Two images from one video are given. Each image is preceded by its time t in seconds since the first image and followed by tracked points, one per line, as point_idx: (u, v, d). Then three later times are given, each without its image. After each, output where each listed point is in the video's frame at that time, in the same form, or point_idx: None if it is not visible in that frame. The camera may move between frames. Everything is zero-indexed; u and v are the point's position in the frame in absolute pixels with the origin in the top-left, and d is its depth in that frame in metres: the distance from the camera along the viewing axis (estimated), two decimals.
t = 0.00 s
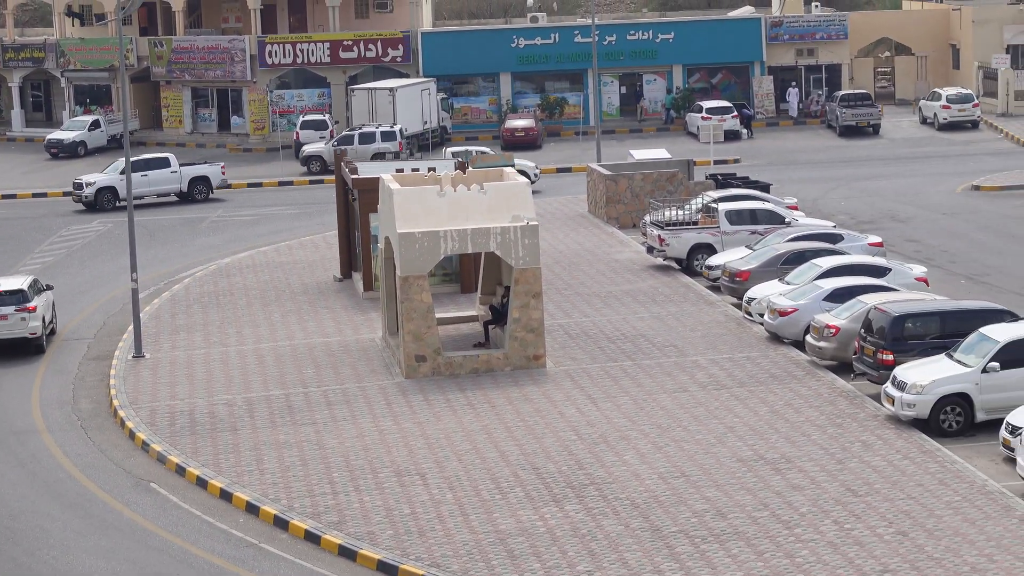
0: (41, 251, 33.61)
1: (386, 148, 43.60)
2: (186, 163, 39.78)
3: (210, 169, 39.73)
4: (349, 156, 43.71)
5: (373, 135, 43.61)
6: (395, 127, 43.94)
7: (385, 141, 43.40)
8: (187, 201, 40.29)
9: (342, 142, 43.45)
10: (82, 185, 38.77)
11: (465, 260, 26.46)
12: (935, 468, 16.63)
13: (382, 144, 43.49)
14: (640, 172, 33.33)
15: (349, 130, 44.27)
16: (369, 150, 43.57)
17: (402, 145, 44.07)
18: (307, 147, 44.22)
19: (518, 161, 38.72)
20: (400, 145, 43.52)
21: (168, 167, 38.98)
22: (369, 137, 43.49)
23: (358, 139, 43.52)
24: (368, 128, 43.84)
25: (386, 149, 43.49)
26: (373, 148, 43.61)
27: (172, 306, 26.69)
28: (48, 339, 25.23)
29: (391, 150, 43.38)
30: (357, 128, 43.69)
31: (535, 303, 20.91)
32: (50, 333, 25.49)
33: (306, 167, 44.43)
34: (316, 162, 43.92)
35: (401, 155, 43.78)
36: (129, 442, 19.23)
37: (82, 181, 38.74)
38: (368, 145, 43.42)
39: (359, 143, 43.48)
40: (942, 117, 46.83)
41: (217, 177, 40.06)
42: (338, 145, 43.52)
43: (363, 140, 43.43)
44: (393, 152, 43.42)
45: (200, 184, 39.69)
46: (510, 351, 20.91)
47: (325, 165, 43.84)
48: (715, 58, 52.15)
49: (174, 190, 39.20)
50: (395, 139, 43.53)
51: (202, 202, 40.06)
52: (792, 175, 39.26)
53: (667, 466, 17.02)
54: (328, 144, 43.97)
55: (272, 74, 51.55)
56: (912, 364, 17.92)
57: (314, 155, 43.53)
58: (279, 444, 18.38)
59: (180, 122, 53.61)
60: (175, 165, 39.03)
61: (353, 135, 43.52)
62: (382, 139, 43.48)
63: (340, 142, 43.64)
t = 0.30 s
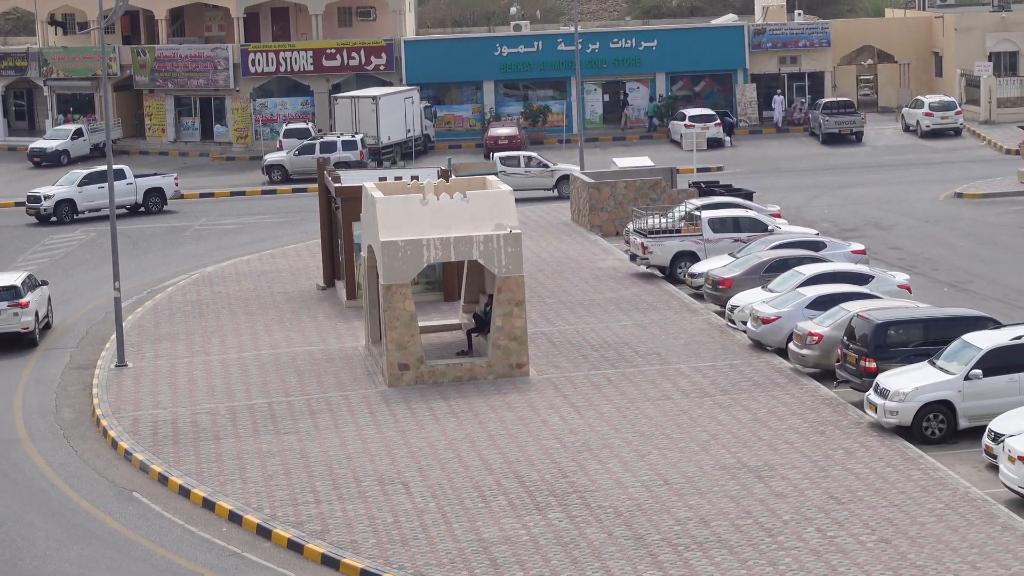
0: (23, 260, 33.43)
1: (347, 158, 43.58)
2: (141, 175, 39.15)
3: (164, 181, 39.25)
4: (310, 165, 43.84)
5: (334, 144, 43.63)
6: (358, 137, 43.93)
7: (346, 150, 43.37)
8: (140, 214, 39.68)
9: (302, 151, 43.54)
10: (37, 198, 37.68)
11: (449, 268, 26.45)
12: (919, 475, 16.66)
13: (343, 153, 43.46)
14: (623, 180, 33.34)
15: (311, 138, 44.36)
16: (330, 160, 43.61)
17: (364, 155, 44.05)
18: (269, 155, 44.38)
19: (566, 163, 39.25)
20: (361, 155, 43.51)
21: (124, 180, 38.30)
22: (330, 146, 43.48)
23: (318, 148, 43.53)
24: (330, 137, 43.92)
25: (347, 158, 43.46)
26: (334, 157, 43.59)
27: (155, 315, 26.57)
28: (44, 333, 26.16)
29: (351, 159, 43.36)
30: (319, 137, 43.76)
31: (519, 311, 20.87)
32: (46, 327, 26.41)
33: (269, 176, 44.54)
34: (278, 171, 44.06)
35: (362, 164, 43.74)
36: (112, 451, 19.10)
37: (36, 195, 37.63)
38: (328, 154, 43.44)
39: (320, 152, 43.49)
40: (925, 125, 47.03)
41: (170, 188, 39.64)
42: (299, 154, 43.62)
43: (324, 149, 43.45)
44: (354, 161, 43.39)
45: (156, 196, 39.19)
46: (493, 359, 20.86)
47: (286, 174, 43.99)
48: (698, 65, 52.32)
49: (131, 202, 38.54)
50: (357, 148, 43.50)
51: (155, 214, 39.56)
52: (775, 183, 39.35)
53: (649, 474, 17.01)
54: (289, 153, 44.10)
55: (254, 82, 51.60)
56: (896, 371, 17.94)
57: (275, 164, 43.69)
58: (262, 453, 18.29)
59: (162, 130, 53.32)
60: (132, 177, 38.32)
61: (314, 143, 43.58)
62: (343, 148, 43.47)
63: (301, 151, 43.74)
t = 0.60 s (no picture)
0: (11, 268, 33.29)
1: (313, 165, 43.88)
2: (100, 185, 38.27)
3: (124, 191, 38.53)
4: (275, 173, 43.86)
5: (299, 151, 43.90)
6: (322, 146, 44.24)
7: (312, 157, 43.75)
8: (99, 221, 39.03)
9: (267, 158, 43.59)
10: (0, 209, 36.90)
11: (437, 275, 26.34)
12: (906, 481, 16.68)
13: (308, 160, 43.82)
14: (610, 187, 33.36)
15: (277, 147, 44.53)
16: (295, 167, 43.86)
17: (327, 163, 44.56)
18: (235, 163, 44.39)
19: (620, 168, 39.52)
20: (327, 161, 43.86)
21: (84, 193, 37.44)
22: (295, 154, 43.80)
23: (284, 155, 43.78)
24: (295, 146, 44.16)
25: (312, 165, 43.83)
26: (298, 165, 43.91)
27: (142, 322, 26.47)
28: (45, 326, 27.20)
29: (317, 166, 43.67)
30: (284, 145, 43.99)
31: (506, 318, 20.82)
32: (47, 321, 27.47)
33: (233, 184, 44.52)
34: (243, 178, 44.04)
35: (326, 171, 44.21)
36: (99, 459, 19.02)
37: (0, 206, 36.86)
38: (295, 162, 43.69)
39: (285, 159, 43.74)
40: (912, 131, 47.19)
41: (129, 199, 38.85)
42: (265, 162, 43.64)
43: (290, 157, 43.70)
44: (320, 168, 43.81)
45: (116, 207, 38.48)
46: (481, 366, 20.80)
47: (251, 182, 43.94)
48: (684, 72, 52.50)
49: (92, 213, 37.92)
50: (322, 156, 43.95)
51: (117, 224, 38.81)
52: (762, 189, 39.42)
53: (638, 480, 16.99)
54: (255, 161, 44.09)
55: (241, 89, 51.48)
56: (883, 378, 17.95)
57: (242, 171, 43.66)
58: (249, 460, 18.23)
59: (149, 138, 53.35)
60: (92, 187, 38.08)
61: (280, 151, 43.81)
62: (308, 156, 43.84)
63: (266, 159, 43.77)
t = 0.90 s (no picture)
0: None
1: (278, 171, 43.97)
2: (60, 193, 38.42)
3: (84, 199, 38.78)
4: (241, 178, 43.91)
5: (265, 157, 44.02)
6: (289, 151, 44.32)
7: (277, 163, 43.89)
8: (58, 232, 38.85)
9: (232, 163, 43.70)
10: None
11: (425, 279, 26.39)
12: (894, 485, 16.70)
13: (274, 166, 43.96)
14: (599, 191, 33.33)
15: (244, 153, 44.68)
16: (261, 172, 43.97)
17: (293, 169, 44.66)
18: (202, 169, 44.54)
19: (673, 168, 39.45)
20: (292, 166, 43.94)
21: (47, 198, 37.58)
22: (260, 159, 43.94)
23: (250, 160, 43.89)
24: (262, 152, 44.30)
25: (278, 171, 43.99)
26: (264, 170, 44.04)
27: (130, 327, 26.36)
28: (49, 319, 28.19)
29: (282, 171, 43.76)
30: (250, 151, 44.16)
31: (494, 322, 20.79)
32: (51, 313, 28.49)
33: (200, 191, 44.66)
34: (209, 183, 44.17)
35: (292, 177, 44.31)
36: (87, 463, 18.94)
37: None
38: (260, 167, 43.82)
39: (250, 165, 43.87)
40: (900, 135, 47.31)
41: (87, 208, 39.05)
42: (230, 167, 43.72)
43: (255, 162, 43.82)
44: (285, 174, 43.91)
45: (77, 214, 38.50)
46: (468, 371, 20.78)
47: (218, 187, 44.08)
48: (672, 76, 52.52)
49: (54, 221, 37.81)
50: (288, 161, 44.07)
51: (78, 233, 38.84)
52: (749, 194, 39.48)
53: (626, 485, 16.98)
54: (221, 166, 44.23)
55: (229, 93, 51.39)
56: (871, 382, 17.94)
57: (207, 176, 43.80)
58: (237, 465, 18.17)
59: (137, 142, 53.16)
60: (55, 195, 37.80)
61: (246, 157, 43.96)
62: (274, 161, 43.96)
63: (231, 164, 43.87)
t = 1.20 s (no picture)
0: None
1: (249, 176, 44.11)
2: (32, 201, 37.66)
3: (53, 207, 38.00)
4: (213, 183, 44.06)
5: (237, 162, 44.16)
6: (260, 156, 44.45)
7: (248, 167, 43.94)
8: (26, 241, 38.04)
9: (204, 168, 43.92)
10: None
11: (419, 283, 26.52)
12: (882, 488, 16.81)
13: (245, 170, 44.04)
14: (589, 195, 33.43)
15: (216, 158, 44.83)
16: (232, 177, 44.06)
17: (265, 173, 44.69)
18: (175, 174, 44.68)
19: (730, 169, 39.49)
20: (262, 170, 44.05)
21: (18, 206, 36.81)
22: (232, 164, 44.02)
23: (221, 165, 44.02)
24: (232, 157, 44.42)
25: (249, 175, 44.06)
26: (235, 175, 44.14)
27: (124, 331, 26.43)
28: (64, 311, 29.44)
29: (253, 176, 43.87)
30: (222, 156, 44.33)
31: (486, 326, 20.89)
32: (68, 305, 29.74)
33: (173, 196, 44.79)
34: (182, 188, 44.29)
35: (264, 182, 44.33)
36: (81, 466, 19.02)
37: None
38: (231, 172, 43.92)
39: (222, 169, 44.00)
40: (889, 140, 47.43)
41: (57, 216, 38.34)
42: (202, 171, 43.90)
43: (227, 167, 43.92)
44: (256, 178, 43.97)
45: (47, 222, 37.73)
46: (460, 374, 20.88)
47: (190, 192, 44.19)
48: (661, 80, 52.77)
49: (25, 229, 36.96)
50: (258, 166, 44.14)
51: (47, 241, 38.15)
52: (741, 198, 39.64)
53: (617, 487, 17.08)
54: (193, 171, 44.39)
55: (223, 98, 51.56)
56: (860, 385, 18.07)
57: (179, 181, 43.93)
58: (230, 467, 18.25)
59: (131, 146, 53.26)
60: (27, 204, 36.93)
61: (217, 162, 44.08)
62: (245, 166, 44.05)
63: (203, 169, 44.09)
